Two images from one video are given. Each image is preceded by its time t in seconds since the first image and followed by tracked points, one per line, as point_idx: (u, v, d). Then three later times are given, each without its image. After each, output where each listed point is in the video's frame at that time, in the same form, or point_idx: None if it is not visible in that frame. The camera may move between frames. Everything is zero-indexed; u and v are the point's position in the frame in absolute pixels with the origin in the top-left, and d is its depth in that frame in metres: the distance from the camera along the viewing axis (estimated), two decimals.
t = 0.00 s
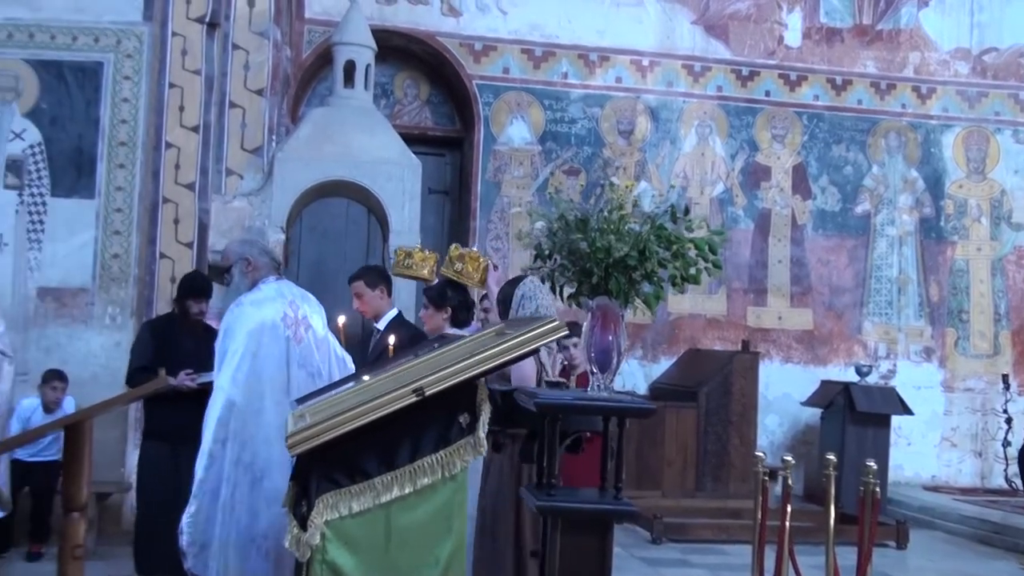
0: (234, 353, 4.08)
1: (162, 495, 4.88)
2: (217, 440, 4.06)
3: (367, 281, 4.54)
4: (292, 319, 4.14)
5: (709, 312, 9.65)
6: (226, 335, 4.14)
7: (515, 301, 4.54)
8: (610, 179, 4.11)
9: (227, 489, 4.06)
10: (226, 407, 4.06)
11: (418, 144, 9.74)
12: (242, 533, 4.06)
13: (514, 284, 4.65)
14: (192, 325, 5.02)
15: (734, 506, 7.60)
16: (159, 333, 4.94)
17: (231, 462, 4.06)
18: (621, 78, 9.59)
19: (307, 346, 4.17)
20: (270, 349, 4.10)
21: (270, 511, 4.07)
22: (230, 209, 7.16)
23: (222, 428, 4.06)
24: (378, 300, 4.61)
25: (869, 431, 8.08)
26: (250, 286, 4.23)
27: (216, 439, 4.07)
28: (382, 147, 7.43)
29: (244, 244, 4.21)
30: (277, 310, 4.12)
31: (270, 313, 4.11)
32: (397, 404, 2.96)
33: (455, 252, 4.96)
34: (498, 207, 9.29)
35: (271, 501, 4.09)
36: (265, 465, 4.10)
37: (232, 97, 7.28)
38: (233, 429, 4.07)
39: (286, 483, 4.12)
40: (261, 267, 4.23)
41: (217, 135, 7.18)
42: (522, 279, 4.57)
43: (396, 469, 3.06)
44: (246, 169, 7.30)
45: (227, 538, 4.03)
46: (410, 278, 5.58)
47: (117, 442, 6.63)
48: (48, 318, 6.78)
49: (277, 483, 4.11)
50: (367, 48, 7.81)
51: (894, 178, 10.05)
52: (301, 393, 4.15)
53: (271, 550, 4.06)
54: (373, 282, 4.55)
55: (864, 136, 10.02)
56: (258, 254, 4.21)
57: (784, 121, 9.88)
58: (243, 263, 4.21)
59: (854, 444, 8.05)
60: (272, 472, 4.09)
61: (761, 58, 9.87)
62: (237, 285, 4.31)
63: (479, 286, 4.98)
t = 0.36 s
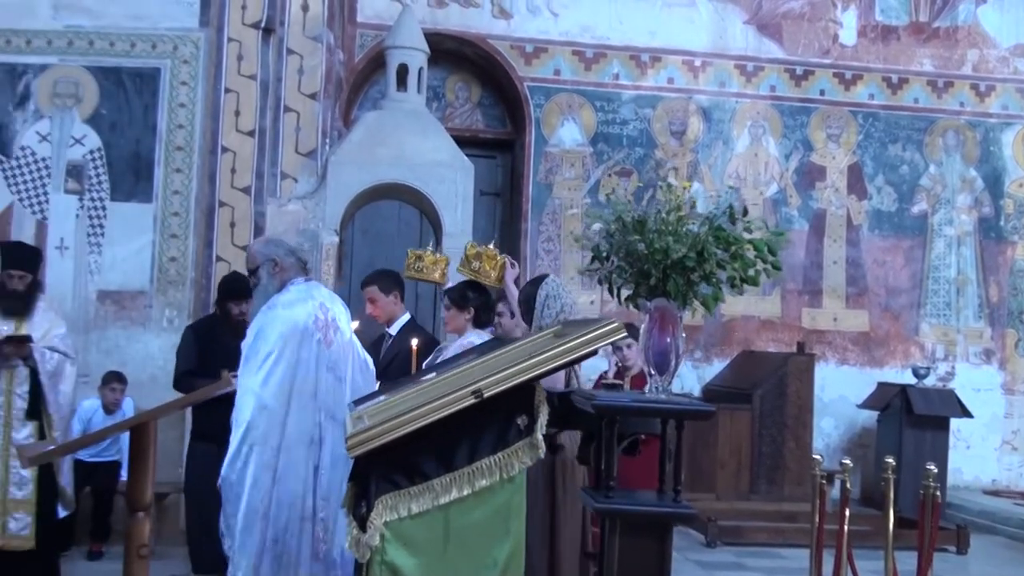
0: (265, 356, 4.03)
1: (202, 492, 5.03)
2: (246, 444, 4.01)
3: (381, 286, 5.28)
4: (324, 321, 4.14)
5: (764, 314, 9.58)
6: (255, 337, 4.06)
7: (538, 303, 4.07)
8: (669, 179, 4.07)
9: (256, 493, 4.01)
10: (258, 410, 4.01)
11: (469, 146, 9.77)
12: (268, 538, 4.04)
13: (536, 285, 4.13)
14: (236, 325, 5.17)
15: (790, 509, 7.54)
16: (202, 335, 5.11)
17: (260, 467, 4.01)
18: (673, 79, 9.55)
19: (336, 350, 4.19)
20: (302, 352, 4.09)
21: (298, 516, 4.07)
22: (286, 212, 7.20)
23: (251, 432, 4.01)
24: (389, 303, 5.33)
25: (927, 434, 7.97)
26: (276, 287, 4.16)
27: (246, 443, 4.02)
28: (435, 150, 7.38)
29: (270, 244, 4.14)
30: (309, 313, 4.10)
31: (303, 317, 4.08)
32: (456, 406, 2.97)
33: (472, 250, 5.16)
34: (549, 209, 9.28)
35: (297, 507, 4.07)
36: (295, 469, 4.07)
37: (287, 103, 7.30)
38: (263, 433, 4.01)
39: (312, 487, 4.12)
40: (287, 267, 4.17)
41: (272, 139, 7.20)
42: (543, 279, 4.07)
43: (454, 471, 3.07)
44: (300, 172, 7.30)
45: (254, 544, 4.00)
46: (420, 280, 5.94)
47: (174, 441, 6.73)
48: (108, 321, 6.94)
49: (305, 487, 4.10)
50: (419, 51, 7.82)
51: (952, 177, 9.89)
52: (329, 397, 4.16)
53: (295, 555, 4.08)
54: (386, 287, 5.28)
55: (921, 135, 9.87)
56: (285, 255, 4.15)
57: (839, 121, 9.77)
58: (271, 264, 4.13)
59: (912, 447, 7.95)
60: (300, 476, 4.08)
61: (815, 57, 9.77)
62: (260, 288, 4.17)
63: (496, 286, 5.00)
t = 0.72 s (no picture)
0: (305, 356, 3.98)
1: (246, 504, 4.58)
2: (290, 446, 3.95)
3: (394, 276, 4.92)
4: (360, 318, 4.11)
5: (817, 314, 9.49)
6: (292, 337, 4.01)
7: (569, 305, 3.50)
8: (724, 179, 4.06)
9: (301, 495, 3.96)
10: (300, 411, 3.97)
11: (519, 145, 9.79)
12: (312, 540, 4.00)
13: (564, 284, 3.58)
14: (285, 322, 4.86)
15: (845, 511, 7.46)
16: (252, 334, 4.80)
17: (304, 469, 3.97)
18: (725, 77, 9.48)
19: (372, 347, 4.16)
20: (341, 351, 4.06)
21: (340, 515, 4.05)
22: (338, 213, 7.27)
23: (294, 433, 3.97)
24: (402, 295, 4.97)
25: (985, 436, 7.84)
26: (308, 287, 4.16)
27: (289, 444, 3.96)
28: (486, 150, 7.42)
29: (298, 245, 4.13)
30: (346, 311, 4.08)
31: (341, 315, 4.05)
32: (512, 405, 2.98)
33: (487, 247, 4.35)
34: (600, 209, 9.26)
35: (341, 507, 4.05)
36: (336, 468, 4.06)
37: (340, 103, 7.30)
38: (305, 434, 3.98)
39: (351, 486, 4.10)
40: (317, 268, 4.16)
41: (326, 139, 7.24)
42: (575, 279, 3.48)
43: (510, 471, 3.09)
44: (352, 173, 7.33)
45: (300, 547, 3.95)
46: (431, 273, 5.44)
47: (230, 439, 6.81)
48: (164, 320, 7.02)
49: (344, 487, 4.08)
50: (471, 51, 7.83)
51: (1010, 175, 9.72)
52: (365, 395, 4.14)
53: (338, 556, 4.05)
54: (400, 278, 4.93)
55: (979, 132, 9.71)
56: (315, 256, 4.15)
57: (894, 118, 9.65)
58: (301, 264, 4.12)
59: (969, 450, 7.83)
60: (340, 477, 4.06)
61: (870, 54, 9.65)
62: (292, 288, 4.17)
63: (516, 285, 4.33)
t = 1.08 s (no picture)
0: (335, 357, 4.07)
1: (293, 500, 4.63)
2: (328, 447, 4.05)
3: (411, 276, 5.05)
4: (385, 318, 4.20)
5: (872, 316, 9.37)
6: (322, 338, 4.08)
7: (590, 307, 3.77)
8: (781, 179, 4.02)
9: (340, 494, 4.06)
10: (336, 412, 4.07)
11: (570, 146, 9.79)
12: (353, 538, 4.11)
13: (586, 286, 3.80)
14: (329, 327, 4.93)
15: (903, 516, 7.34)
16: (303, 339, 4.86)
17: (344, 468, 4.07)
18: (777, 77, 9.39)
19: (397, 347, 4.27)
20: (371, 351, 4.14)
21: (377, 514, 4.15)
22: (390, 215, 7.35)
23: (330, 434, 4.07)
24: (419, 295, 5.09)
25: None
26: (330, 290, 4.21)
27: (327, 445, 4.06)
28: (537, 151, 7.40)
29: (320, 248, 4.20)
30: (372, 312, 4.16)
31: (366, 315, 4.13)
32: (568, 407, 2.99)
33: (506, 250, 4.92)
34: (651, 211, 9.22)
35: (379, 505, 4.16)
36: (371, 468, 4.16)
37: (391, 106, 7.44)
38: (341, 435, 4.08)
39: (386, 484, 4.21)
40: (338, 270, 4.23)
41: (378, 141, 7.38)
42: (594, 280, 3.77)
43: (564, 473, 3.11)
44: (404, 175, 7.45)
45: (344, 545, 4.05)
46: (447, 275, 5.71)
47: (284, 440, 6.87)
48: (218, 323, 7.09)
49: (380, 485, 4.18)
50: (521, 53, 7.80)
51: None
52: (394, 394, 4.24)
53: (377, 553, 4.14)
54: (416, 278, 5.06)
55: None
56: (337, 259, 4.23)
57: (951, 117, 9.50)
58: (324, 267, 4.19)
59: None
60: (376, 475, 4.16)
61: (925, 52, 9.51)
62: (312, 293, 4.22)
63: (531, 285, 4.83)
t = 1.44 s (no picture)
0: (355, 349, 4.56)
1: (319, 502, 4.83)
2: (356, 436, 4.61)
3: (425, 274, 5.26)
4: (403, 313, 4.67)
5: (932, 318, 9.24)
6: (343, 332, 4.59)
7: (615, 307, 4.43)
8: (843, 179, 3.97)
9: (369, 482, 4.62)
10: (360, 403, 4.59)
11: (624, 148, 9.74)
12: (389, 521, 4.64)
13: (611, 287, 4.50)
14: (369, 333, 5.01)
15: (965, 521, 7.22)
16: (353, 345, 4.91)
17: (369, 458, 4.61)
18: (834, 75, 9.28)
19: (416, 341, 4.71)
20: (390, 344, 4.63)
21: (408, 500, 4.66)
22: (444, 218, 7.26)
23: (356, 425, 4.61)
24: (431, 293, 5.30)
25: None
26: (352, 289, 4.70)
27: (354, 435, 4.62)
28: (591, 153, 7.39)
29: (339, 250, 4.70)
30: (392, 308, 4.64)
31: (383, 311, 4.61)
32: (628, 410, 3.02)
33: (534, 255, 5.17)
34: (706, 212, 9.16)
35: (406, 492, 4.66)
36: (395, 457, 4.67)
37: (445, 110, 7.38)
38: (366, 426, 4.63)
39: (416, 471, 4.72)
40: (357, 270, 4.71)
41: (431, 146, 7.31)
42: (620, 283, 4.46)
43: (625, 476, 3.14)
44: (458, 178, 7.33)
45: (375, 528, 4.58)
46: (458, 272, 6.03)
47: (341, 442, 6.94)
48: (276, 326, 7.17)
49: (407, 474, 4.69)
50: (575, 56, 7.80)
51: None
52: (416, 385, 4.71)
53: (411, 535, 4.66)
54: (429, 276, 5.27)
55: None
56: (354, 259, 4.71)
57: (1013, 114, 9.33)
58: (342, 267, 4.69)
59: None
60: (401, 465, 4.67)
61: (986, 48, 9.34)
62: (335, 292, 4.74)
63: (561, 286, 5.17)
